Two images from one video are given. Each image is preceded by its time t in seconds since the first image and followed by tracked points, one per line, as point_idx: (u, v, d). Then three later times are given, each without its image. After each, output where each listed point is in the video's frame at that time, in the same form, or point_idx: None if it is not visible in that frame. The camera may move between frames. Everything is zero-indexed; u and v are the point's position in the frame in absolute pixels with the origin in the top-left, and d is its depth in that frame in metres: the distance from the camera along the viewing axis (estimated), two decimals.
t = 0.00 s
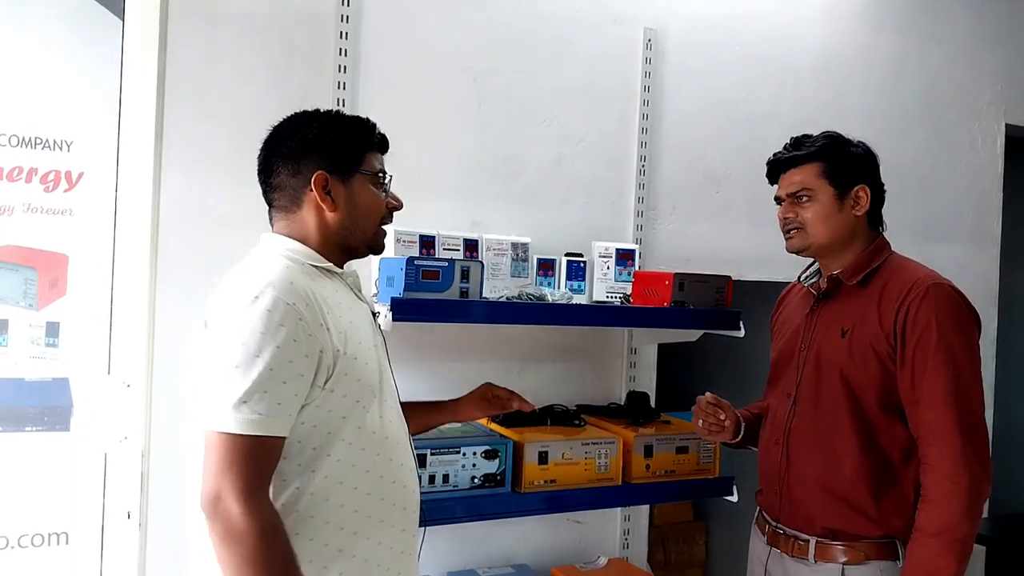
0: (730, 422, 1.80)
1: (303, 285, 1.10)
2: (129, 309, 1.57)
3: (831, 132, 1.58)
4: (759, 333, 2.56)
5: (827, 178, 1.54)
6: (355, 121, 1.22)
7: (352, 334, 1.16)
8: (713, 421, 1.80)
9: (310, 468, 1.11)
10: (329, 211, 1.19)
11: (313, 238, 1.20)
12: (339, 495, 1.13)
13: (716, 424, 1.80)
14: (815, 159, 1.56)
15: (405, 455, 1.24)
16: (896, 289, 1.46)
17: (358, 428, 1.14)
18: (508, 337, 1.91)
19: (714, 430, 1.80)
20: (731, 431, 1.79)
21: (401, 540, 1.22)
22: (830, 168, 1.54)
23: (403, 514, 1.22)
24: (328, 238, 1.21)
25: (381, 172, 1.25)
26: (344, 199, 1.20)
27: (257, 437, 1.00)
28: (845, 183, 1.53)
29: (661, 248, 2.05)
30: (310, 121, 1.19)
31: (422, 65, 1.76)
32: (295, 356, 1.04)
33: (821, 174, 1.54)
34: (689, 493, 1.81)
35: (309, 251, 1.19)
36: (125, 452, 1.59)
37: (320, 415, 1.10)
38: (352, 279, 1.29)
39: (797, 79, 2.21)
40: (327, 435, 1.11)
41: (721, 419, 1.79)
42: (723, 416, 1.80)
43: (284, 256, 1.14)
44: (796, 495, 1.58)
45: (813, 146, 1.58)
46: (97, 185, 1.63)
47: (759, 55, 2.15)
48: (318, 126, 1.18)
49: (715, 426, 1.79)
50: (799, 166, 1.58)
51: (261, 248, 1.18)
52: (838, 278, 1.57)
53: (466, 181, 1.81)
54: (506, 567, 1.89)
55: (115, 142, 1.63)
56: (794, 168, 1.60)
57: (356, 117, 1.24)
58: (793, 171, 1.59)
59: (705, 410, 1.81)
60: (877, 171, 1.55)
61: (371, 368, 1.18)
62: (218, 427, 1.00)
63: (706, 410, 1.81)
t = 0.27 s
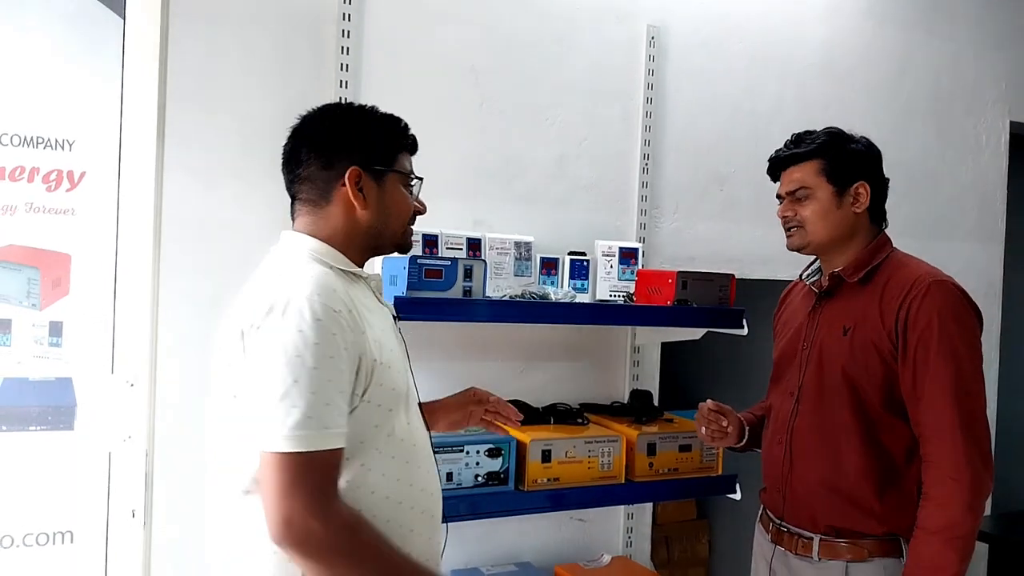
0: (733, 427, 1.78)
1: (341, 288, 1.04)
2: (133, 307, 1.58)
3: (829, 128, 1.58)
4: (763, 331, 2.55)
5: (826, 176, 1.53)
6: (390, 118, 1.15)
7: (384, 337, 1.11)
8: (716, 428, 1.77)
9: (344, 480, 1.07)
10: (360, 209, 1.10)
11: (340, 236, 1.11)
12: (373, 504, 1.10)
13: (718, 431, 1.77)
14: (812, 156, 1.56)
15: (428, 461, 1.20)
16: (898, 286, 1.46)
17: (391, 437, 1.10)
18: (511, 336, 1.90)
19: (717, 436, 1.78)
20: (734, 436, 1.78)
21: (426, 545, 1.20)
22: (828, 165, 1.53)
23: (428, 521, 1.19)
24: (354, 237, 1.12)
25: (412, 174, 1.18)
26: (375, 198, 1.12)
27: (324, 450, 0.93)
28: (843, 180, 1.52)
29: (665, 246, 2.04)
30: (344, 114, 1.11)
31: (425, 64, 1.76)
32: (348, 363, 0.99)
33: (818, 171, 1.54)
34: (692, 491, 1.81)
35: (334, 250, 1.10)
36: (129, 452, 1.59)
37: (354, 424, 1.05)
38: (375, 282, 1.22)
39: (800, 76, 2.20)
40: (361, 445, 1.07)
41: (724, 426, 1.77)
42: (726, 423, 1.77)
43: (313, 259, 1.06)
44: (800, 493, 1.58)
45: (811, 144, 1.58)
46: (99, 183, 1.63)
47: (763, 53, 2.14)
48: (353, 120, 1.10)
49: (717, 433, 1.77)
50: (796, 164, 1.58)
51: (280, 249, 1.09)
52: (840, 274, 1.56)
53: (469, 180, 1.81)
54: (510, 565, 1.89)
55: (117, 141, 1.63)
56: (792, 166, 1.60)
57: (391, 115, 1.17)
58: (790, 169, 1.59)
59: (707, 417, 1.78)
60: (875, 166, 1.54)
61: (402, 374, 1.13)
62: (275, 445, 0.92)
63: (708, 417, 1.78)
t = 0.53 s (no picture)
0: (733, 432, 1.78)
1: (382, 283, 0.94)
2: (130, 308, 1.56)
3: (803, 142, 1.58)
4: (761, 332, 2.56)
5: (802, 197, 1.55)
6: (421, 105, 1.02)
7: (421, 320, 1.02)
8: (715, 435, 1.78)
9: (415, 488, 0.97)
10: (386, 205, 0.98)
11: (363, 234, 0.99)
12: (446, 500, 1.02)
13: (718, 437, 1.77)
14: (786, 178, 1.57)
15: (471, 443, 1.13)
16: (899, 289, 1.46)
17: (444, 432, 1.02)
18: (512, 336, 1.90)
19: (717, 442, 1.78)
20: (734, 441, 1.77)
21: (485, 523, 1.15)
22: (802, 185, 1.55)
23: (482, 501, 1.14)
24: (377, 235, 1.00)
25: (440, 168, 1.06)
26: (403, 193, 1.00)
27: (418, 457, 0.84)
28: (820, 197, 1.53)
29: (665, 247, 2.04)
30: (370, 100, 0.98)
31: (426, 64, 1.75)
32: (413, 359, 0.90)
33: (794, 193, 1.56)
34: (692, 491, 1.81)
35: (356, 249, 0.98)
36: (127, 453, 1.57)
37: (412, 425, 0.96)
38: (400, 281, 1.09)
39: (801, 78, 2.20)
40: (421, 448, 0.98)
41: (723, 433, 1.77)
42: (725, 430, 1.77)
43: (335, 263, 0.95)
44: (798, 494, 1.58)
45: (784, 165, 1.59)
46: (97, 182, 1.62)
47: (764, 54, 2.14)
48: (383, 106, 0.98)
49: (717, 439, 1.77)
50: (774, 186, 1.60)
51: (302, 254, 0.97)
52: (841, 279, 1.57)
53: (471, 180, 1.80)
54: (510, 566, 1.88)
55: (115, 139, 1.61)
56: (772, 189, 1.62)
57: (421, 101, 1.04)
58: (770, 193, 1.61)
59: (705, 424, 1.79)
60: (850, 172, 1.53)
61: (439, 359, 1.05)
62: (373, 466, 0.83)
63: (706, 424, 1.79)
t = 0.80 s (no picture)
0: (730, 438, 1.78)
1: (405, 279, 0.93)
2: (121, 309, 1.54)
3: (822, 129, 1.60)
4: (757, 330, 2.56)
5: (822, 174, 1.54)
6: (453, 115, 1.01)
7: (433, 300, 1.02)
8: (713, 442, 1.77)
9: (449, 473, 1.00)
10: (410, 208, 0.96)
11: (381, 234, 0.97)
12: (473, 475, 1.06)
13: (716, 444, 1.77)
14: (807, 155, 1.57)
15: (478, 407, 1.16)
16: (893, 286, 1.46)
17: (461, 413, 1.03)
18: (508, 336, 1.89)
19: (715, 449, 1.77)
20: (732, 446, 1.77)
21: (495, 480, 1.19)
22: (823, 164, 1.55)
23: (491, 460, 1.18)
24: (393, 237, 0.98)
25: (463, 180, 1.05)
26: (427, 198, 0.98)
27: (472, 457, 0.87)
28: (840, 179, 1.54)
29: (662, 247, 2.04)
30: (405, 100, 0.96)
31: (422, 64, 1.74)
32: (451, 357, 0.91)
33: (814, 170, 1.55)
34: (688, 490, 1.82)
35: (372, 248, 0.96)
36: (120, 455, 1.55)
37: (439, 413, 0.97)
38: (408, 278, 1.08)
39: (796, 77, 2.20)
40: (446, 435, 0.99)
41: (721, 439, 1.76)
42: (723, 436, 1.77)
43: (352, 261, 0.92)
44: (792, 492, 1.58)
45: (804, 144, 1.59)
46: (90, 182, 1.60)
47: (760, 53, 2.14)
48: (418, 108, 0.96)
49: (716, 446, 1.77)
50: (791, 164, 1.60)
51: (314, 257, 0.94)
52: (836, 275, 1.56)
53: (468, 180, 1.80)
54: (507, 565, 1.88)
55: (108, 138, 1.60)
56: (787, 166, 1.61)
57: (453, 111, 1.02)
58: (786, 169, 1.60)
59: (703, 431, 1.78)
60: (867, 166, 1.56)
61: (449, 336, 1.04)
62: (431, 471, 0.85)
63: (704, 431, 1.78)
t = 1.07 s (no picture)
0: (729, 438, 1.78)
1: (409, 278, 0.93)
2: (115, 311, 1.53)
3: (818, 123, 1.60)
4: (751, 327, 2.56)
5: (822, 167, 1.54)
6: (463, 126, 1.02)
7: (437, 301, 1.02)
8: (712, 441, 1.77)
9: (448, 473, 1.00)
10: (420, 214, 0.96)
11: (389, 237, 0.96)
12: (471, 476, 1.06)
13: (715, 444, 1.77)
14: (807, 148, 1.57)
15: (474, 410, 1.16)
16: (886, 282, 1.46)
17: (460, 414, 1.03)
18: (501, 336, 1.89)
19: (714, 449, 1.78)
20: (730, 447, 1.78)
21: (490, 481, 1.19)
22: (822, 157, 1.55)
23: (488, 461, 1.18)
24: (400, 242, 0.98)
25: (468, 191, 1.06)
26: (436, 206, 0.98)
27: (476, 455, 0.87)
28: (839, 173, 1.54)
29: (656, 245, 2.04)
30: (421, 109, 0.96)
31: (414, 63, 1.73)
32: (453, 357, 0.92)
33: (814, 163, 1.55)
34: (683, 487, 1.82)
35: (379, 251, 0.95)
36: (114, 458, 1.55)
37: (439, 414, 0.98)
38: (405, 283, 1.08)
39: (789, 74, 2.20)
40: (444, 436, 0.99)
41: (720, 439, 1.76)
42: (722, 436, 1.77)
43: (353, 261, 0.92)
44: (786, 488, 1.58)
45: (802, 138, 1.59)
46: (80, 184, 1.59)
47: (752, 50, 2.14)
48: (432, 117, 0.96)
49: (715, 447, 1.77)
50: (789, 157, 1.59)
51: (312, 256, 0.93)
52: (829, 270, 1.56)
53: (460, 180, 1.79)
54: (503, 564, 1.88)
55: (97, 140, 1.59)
56: (785, 159, 1.61)
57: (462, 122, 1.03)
58: (784, 161, 1.59)
59: (702, 432, 1.78)
60: (863, 162, 1.57)
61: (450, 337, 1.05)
62: (435, 470, 0.85)
63: (704, 432, 1.78)
